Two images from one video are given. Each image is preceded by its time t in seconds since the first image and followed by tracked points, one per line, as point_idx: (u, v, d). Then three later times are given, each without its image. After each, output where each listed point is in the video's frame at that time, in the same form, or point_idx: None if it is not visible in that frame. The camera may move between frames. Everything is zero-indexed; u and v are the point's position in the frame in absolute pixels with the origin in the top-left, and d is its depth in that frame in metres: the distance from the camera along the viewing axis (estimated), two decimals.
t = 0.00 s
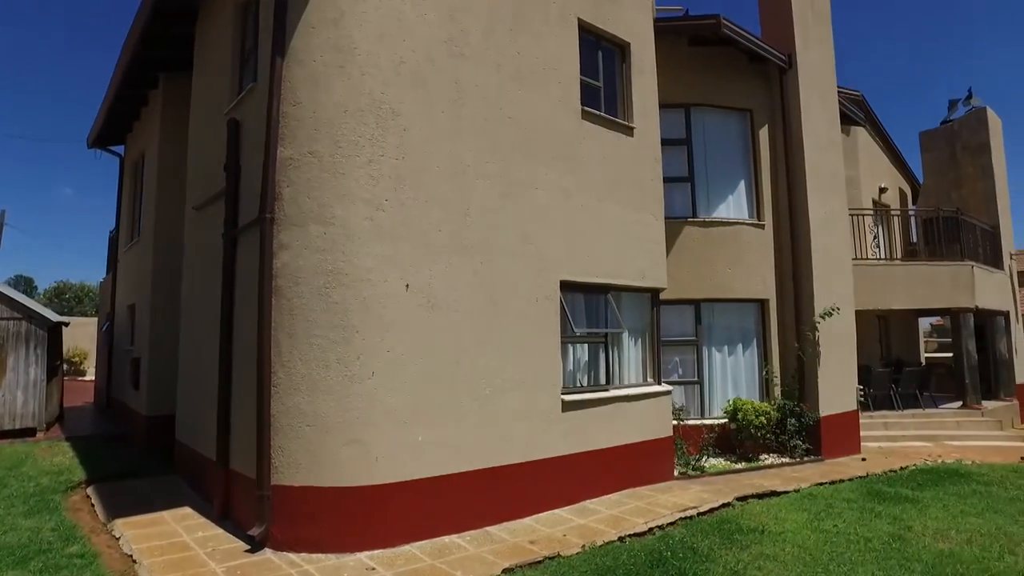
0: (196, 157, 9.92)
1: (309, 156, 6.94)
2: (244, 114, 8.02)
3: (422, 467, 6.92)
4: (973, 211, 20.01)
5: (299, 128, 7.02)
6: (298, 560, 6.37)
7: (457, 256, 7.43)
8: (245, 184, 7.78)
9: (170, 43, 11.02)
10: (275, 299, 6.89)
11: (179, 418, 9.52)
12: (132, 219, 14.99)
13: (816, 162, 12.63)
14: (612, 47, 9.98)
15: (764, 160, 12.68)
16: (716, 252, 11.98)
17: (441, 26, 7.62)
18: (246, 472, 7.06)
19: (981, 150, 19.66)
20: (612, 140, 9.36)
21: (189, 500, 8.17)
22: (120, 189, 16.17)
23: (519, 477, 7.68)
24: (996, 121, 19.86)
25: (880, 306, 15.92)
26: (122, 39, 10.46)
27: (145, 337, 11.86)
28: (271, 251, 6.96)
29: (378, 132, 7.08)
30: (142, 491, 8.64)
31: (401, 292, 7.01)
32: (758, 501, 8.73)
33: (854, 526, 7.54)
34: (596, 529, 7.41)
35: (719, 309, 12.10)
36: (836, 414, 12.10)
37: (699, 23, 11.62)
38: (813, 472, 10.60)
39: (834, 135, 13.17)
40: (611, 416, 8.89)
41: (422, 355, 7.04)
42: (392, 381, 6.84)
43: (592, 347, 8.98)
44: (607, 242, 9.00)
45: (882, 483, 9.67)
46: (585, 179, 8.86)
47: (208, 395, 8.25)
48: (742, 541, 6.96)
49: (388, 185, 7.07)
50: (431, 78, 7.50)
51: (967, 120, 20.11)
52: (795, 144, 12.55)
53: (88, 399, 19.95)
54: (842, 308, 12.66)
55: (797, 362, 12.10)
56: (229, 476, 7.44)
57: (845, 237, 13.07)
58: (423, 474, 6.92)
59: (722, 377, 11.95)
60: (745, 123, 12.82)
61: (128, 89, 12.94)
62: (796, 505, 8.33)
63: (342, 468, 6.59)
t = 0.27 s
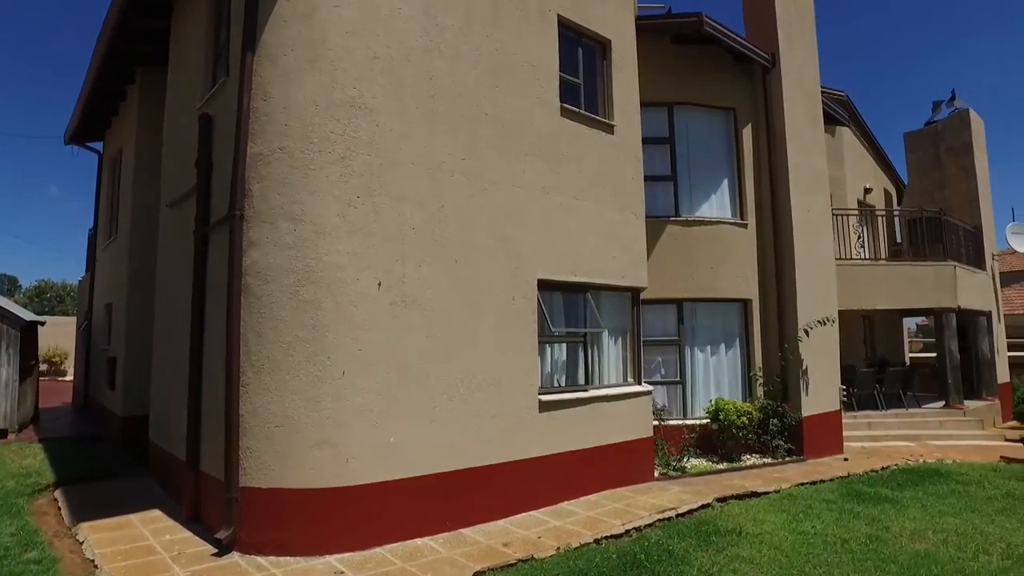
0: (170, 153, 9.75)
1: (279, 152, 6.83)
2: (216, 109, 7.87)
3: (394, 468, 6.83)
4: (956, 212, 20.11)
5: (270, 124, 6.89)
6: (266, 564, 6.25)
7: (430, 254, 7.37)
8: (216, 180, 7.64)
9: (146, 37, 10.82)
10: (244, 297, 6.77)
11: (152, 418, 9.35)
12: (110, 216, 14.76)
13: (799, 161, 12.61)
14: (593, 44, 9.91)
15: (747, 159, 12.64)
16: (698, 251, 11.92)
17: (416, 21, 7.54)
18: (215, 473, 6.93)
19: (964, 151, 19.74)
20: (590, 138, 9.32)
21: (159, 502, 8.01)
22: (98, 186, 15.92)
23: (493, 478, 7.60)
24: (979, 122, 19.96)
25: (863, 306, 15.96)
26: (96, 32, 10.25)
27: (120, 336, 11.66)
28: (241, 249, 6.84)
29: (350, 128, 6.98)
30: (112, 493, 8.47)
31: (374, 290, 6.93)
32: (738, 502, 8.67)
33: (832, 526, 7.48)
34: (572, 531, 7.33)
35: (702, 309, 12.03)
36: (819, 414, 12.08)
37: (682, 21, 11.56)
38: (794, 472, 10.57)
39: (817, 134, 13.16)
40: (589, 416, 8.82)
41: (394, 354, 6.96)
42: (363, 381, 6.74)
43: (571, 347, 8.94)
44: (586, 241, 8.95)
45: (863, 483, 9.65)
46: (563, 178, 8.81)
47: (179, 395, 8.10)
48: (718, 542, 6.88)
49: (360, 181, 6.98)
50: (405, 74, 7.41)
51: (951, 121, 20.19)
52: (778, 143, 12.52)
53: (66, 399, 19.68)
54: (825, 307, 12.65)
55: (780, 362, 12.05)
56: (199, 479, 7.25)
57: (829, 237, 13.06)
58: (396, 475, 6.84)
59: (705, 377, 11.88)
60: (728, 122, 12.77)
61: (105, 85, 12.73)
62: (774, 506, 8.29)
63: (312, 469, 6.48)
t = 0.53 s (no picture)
0: (147, 148, 9.57)
1: (252, 147, 6.71)
2: (190, 103, 7.72)
3: (368, 469, 6.72)
4: (943, 212, 20.16)
5: (243, 118, 6.76)
6: (236, 567, 6.12)
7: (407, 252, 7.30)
8: (190, 175, 7.49)
9: (123, 31, 10.64)
10: (216, 295, 6.63)
11: (127, 418, 9.18)
12: (91, 214, 14.56)
13: (786, 160, 12.56)
14: (577, 40, 9.83)
15: (733, 158, 12.57)
16: (684, 250, 11.83)
17: (393, 15, 7.45)
18: (186, 475, 6.78)
19: (951, 151, 19.78)
20: (572, 135, 9.26)
21: (131, 504, 7.85)
22: (79, 184, 15.71)
23: (471, 479, 7.51)
24: (966, 122, 20.01)
25: (850, 305, 15.96)
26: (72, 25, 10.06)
27: (98, 335, 11.47)
28: (212, 246, 6.70)
29: (325, 123, 6.88)
30: (84, 495, 8.30)
31: (348, 288, 6.83)
32: (721, 503, 8.59)
33: (814, 527, 7.41)
34: (551, 533, 7.24)
35: (688, 308, 11.95)
36: (805, 415, 12.02)
37: (667, 19, 11.49)
38: (779, 472, 10.51)
39: (803, 133, 13.12)
40: (571, 416, 8.73)
41: (369, 353, 6.87)
42: (337, 380, 6.64)
43: (553, 346, 8.87)
44: (567, 239, 8.87)
45: (846, 484, 9.60)
46: (544, 175, 8.74)
47: (152, 394, 7.94)
48: (698, 544, 6.79)
49: (334, 177, 6.88)
50: (382, 69, 7.32)
51: (938, 121, 20.23)
52: (764, 141, 12.47)
53: (47, 399, 19.44)
54: (811, 307, 12.60)
55: (766, 362, 11.98)
56: (171, 480, 7.10)
57: (816, 236, 13.01)
58: (371, 476, 6.74)
59: (690, 377, 11.80)
60: (714, 120, 12.70)
61: (84, 80, 12.53)
62: (755, 507, 8.23)
63: (284, 470, 6.36)
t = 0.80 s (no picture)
0: (121, 145, 9.37)
1: (221, 143, 6.55)
2: (161, 97, 7.55)
3: (340, 472, 6.60)
4: (930, 212, 20.19)
5: (212, 114, 6.60)
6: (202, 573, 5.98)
7: (381, 250, 7.20)
8: (160, 172, 7.31)
9: (98, 25, 10.42)
10: (184, 294, 6.47)
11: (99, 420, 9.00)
12: (69, 213, 14.31)
13: (771, 160, 12.48)
14: (560, 37, 9.74)
15: (719, 157, 12.48)
16: (668, 250, 11.74)
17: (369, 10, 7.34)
18: (153, 478, 6.63)
19: (937, 151, 19.81)
20: (553, 133, 9.18)
21: (99, 509, 7.67)
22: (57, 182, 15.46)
23: (447, 482, 7.40)
24: (952, 123, 20.05)
25: (837, 306, 15.93)
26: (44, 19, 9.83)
27: (74, 335, 11.26)
28: (180, 244, 6.54)
29: (296, 119, 6.74)
30: (53, 499, 8.12)
31: (321, 287, 6.72)
32: (702, 505, 8.51)
33: (794, 531, 7.32)
34: (527, 537, 7.13)
35: (672, 308, 11.85)
36: (790, 415, 11.96)
37: (651, 16, 11.39)
38: (763, 474, 10.44)
39: (789, 132, 13.06)
40: (551, 417, 8.63)
41: (341, 353, 6.75)
42: (308, 381, 6.52)
43: (532, 347, 8.77)
44: (547, 239, 8.78)
45: (830, 486, 9.54)
46: (523, 174, 8.67)
47: (121, 395, 7.77)
48: (676, 549, 6.67)
49: (307, 174, 6.75)
50: (355, 64, 7.20)
51: (925, 122, 20.24)
52: (750, 141, 12.40)
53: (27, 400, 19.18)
54: (797, 308, 12.53)
55: (751, 362, 11.90)
56: (139, 484, 6.95)
57: (802, 236, 12.95)
58: (343, 479, 6.62)
59: (675, 378, 11.70)
60: (700, 119, 12.61)
61: (60, 76, 12.30)
62: (736, 509, 8.15)
63: (252, 474, 6.22)
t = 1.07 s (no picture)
0: (92, 140, 9.18)
1: (187, 137, 6.39)
2: (128, 91, 7.37)
3: (309, 474, 6.48)
4: (917, 213, 20.21)
5: (178, 107, 6.44)
6: None
7: (353, 248, 7.09)
8: (127, 167, 7.14)
9: (71, 19, 10.22)
10: (148, 292, 6.31)
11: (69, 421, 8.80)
12: (46, 210, 14.07)
13: (756, 158, 12.41)
14: (540, 33, 9.66)
15: (703, 155, 12.40)
16: (652, 249, 11.64)
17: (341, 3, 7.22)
18: (116, 481, 6.47)
19: (924, 151, 19.82)
20: (532, 130, 9.08)
21: (65, 512, 7.49)
22: (34, 179, 15.20)
23: (419, 483, 7.29)
24: (939, 123, 20.07)
25: (823, 305, 15.89)
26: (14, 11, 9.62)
27: (48, 334, 11.05)
28: (145, 241, 6.38)
29: (265, 113, 6.60)
30: (18, 502, 7.93)
31: (290, 285, 6.59)
32: (682, 507, 8.43)
33: (773, 533, 7.23)
34: (502, 539, 7.02)
35: (656, 308, 11.75)
36: (774, 416, 11.88)
37: (634, 13, 11.29)
38: (745, 474, 10.36)
39: (775, 130, 12.98)
40: (529, 418, 8.52)
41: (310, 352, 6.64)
42: (276, 380, 6.39)
43: (511, 346, 8.66)
44: (525, 237, 8.69)
45: (811, 486, 9.46)
46: (501, 172, 8.59)
47: (88, 396, 7.59)
48: (652, 552, 6.57)
49: (276, 170, 6.62)
50: (327, 58, 7.08)
51: (912, 122, 20.24)
52: (734, 139, 12.32)
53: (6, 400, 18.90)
54: (782, 308, 12.46)
55: (735, 362, 11.82)
56: (103, 487, 6.79)
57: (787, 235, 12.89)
58: (311, 481, 6.49)
59: (658, 378, 11.60)
60: (685, 117, 12.53)
61: (35, 70, 12.08)
62: (715, 511, 8.07)
63: (217, 476, 6.07)
